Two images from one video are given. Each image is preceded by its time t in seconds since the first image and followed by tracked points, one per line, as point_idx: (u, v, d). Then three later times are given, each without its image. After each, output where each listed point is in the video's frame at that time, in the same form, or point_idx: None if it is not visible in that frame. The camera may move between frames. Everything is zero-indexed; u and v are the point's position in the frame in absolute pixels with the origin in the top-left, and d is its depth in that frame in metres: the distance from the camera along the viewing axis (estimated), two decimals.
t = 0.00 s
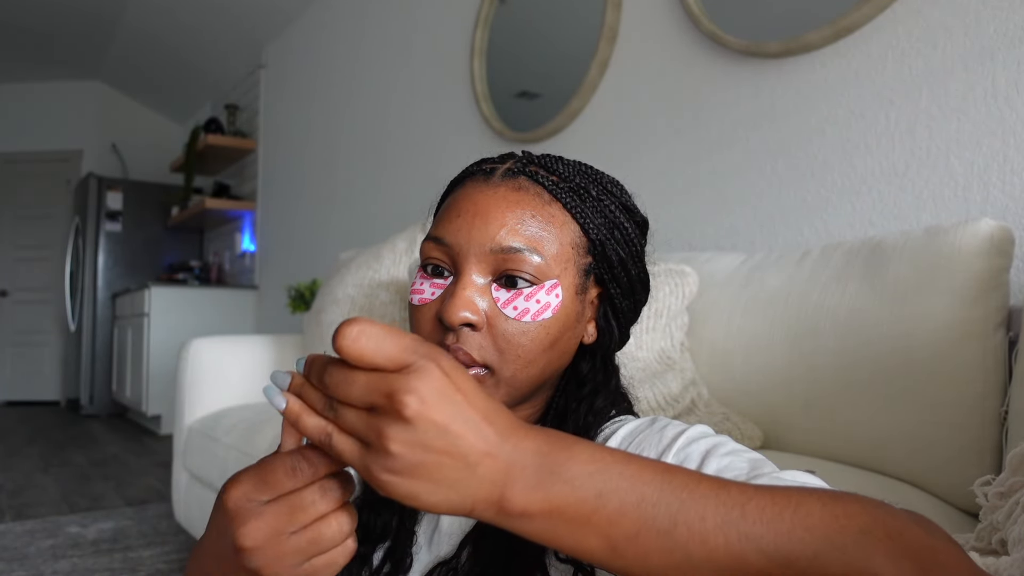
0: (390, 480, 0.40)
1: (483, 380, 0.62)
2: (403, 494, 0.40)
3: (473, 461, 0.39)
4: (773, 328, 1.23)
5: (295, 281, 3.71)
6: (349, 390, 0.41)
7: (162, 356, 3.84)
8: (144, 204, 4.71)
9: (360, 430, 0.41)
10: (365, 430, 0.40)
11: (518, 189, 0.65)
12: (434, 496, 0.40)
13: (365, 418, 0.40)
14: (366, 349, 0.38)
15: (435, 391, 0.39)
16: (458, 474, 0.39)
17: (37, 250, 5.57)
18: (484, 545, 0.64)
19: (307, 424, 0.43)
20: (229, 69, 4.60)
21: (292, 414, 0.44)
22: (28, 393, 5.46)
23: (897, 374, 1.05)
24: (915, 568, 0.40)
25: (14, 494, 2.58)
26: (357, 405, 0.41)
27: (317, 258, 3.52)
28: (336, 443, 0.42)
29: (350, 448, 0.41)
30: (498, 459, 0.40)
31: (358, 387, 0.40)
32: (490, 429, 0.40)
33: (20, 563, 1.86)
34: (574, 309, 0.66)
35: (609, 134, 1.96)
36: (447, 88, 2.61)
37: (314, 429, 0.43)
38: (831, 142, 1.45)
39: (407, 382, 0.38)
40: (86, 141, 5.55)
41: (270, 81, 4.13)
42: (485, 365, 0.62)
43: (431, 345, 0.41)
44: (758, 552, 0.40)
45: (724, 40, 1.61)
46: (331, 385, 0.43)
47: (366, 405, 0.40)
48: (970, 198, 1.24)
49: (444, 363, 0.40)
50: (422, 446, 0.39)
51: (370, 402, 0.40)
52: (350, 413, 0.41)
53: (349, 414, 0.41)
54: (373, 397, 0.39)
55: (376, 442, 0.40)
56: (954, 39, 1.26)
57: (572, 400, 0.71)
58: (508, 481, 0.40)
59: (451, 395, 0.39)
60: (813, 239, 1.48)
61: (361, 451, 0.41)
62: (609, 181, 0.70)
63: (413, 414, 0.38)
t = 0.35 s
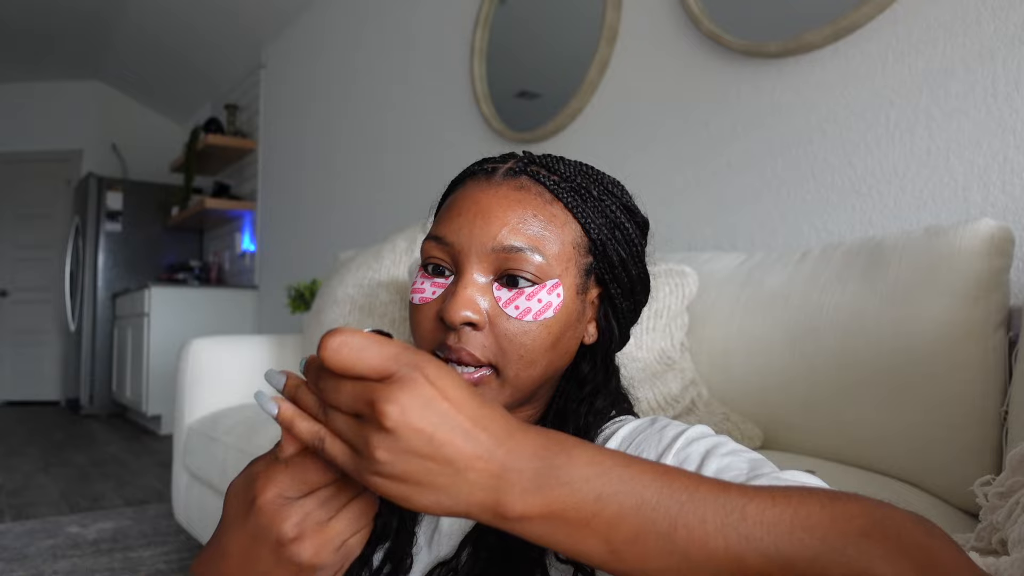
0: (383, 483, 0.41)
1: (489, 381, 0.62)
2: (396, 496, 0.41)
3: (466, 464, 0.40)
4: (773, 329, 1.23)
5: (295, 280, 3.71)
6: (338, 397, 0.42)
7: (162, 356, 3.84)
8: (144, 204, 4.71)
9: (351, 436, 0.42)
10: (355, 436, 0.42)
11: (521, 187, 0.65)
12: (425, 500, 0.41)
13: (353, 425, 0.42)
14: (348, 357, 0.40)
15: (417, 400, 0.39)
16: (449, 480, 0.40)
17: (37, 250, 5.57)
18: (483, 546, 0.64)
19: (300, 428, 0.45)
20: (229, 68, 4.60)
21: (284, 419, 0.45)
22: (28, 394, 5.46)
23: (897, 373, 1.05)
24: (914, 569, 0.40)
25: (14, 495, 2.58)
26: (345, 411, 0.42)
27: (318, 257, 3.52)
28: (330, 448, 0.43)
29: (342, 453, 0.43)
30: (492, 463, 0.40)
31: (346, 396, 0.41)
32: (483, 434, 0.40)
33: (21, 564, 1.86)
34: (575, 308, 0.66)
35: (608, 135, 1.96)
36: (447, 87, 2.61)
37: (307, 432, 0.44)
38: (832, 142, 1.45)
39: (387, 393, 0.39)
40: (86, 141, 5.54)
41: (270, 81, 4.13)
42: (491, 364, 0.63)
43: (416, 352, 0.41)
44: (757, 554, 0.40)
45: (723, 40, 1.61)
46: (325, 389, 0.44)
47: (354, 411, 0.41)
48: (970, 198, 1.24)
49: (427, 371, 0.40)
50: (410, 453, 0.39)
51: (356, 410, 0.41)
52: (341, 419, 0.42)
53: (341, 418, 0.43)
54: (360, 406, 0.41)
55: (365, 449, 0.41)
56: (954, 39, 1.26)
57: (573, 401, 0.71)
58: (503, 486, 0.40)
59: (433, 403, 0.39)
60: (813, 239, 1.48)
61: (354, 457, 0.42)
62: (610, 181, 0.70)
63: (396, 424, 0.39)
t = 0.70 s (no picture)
0: (403, 487, 0.39)
1: (486, 376, 0.62)
2: (413, 503, 0.39)
3: (483, 464, 0.39)
4: (773, 329, 1.23)
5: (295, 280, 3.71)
6: (363, 391, 0.40)
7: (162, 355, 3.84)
8: (144, 204, 4.71)
9: (371, 434, 0.39)
10: (379, 434, 0.39)
11: (523, 186, 0.65)
12: (448, 502, 0.39)
13: (379, 420, 0.39)
14: (380, 348, 0.39)
15: (455, 393, 0.39)
16: (469, 481, 0.39)
17: (37, 250, 5.57)
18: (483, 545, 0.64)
19: (303, 432, 0.41)
20: (229, 68, 4.60)
21: (286, 422, 0.41)
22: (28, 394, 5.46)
23: (897, 372, 1.05)
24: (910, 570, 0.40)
25: (14, 494, 2.59)
26: (372, 405, 0.40)
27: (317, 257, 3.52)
28: (341, 450, 0.40)
29: (357, 455, 0.40)
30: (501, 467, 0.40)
31: (373, 390, 0.40)
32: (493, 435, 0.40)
33: (21, 563, 1.86)
34: (576, 307, 0.66)
35: (608, 135, 1.96)
36: (447, 87, 2.61)
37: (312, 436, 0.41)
38: (831, 142, 1.45)
39: (425, 382, 0.39)
40: (86, 141, 5.54)
41: (270, 82, 4.14)
42: (488, 360, 0.62)
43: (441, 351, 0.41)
44: (754, 558, 0.41)
45: (724, 40, 1.61)
46: (340, 386, 0.42)
47: (381, 405, 0.40)
48: (970, 198, 1.24)
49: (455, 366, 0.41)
50: (441, 450, 0.38)
51: (387, 404, 0.39)
52: (359, 418, 0.40)
53: (359, 417, 0.40)
54: (390, 400, 0.39)
55: (392, 446, 0.38)
56: (954, 39, 1.26)
57: (573, 400, 0.70)
58: (507, 490, 0.40)
59: (465, 399, 0.39)
60: (812, 239, 1.49)
61: (373, 459, 0.39)
62: (610, 181, 0.70)
63: (432, 417, 0.38)
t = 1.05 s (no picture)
0: (390, 486, 0.40)
1: (487, 374, 0.62)
2: (401, 499, 0.41)
3: (472, 466, 0.40)
4: (772, 330, 1.23)
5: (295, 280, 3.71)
6: (349, 395, 0.41)
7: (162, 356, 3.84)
8: (144, 204, 4.71)
9: (358, 436, 0.41)
10: (363, 437, 0.41)
11: (523, 184, 0.65)
12: (433, 503, 0.40)
13: (363, 423, 0.41)
14: (360, 355, 0.40)
15: (432, 401, 0.39)
16: (455, 482, 0.40)
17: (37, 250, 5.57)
18: (484, 544, 0.64)
19: (300, 427, 0.43)
20: (229, 68, 4.60)
21: (284, 417, 0.44)
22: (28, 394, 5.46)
23: (897, 371, 1.05)
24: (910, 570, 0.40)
25: (14, 495, 2.58)
26: (356, 408, 0.41)
27: (317, 257, 3.52)
28: (332, 448, 0.42)
29: (348, 454, 0.42)
30: (495, 466, 0.40)
31: (357, 395, 0.41)
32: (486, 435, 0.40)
33: (20, 564, 1.86)
34: (576, 305, 0.66)
35: (608, 135, 1.96)
36: (447, 87, 2.61)
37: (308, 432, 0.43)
38: (831, 142, 1.45)
39: (404, 390, 0.39)
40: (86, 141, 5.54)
41: (271, 82, 4.13)
42: (489, 358, 0.62)
43: (427, 352, 0.41)
44: (752, 557, 0.40)
45: (724, 40, 1.61)
46: (333, 385, 0.43)
47: (365, 409, 0.41)
48: (970, 198, 1.24)
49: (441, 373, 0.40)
50: (422, 455, 0.39)
51: (369, 410, 0.41)
52: (347, 417, 0.42)
53: (347, 418, 0.42)
54: (372, 405, 0.40)
55: (375, 449, 0.40)
56: (954, 39, 1.26)
57: (573, 398, 0.70)
58: (503, 489, 0.40)
59: (447, 404, 0.39)
60: (812, 238, 1.48)
61: (358, 457, 0.41)
62: (609, 181, 0.70)
63: (410, 424, 0.39)
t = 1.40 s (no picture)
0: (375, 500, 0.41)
1: (491, 370, 0.61)
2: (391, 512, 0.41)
3: (460, 477, 0.40)
4: (773, 330, 1.23)
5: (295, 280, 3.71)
6: (326, 411, 0.42)
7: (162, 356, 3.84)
8: (144, 204, 4.71)
9: (338, 454, 0.41)
10: (343, 454, 0.41)
11: (524, 182, 0.65)
12: (422, 515, 0.41)
13: (342, 440, 0.41)
14: (332, 375, 0.39)
15: (408, 418, 0.39)
16: (444, 495, 0.40)
17: (37, 250, 5.57)
18: (484, 545, 0.64)
19: (279, 448, 0.42)
20: (229, 68, 4.60)
21: (262, 438, 0.42)
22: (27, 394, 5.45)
23: (898, 371, 1.05)
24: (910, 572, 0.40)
25: (14, 494, 2.59)
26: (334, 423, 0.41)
27: (317, 257, 3.52)
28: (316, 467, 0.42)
29: (330, 471, 0.42)
30: (487, 478, 0.40)
31: (336, 411, 0.41)
32: (475, 447, 0.40)
33: (20, 564, 1.86)
34: (578, 302, 0.66)
35: (608, 135, 1.96)
36: (447, 87, 2.61)
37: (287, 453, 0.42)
38: (831, 142, 1.45)
39: (378, 411, 0.39)
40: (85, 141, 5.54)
41: (270, 82, 4.14)
42: (493, 354, 0.62)
43: (405, 366, 0.41)
44: (753, 561, 0.41)
45: (724, 40, 1.61)
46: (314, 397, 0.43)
47: (343, 425, 0.41)
48: (970, 198, 1.24)
49: (418, 394, 0.40)
50: (402, 472, 0.40)
51: (345, 425, 0.41)
52: (323, 432, 0.42)
53: (327, 435, 0.42)
54: (349, 422, 0.41)
55: (356, 467, 0.40)
56: (954, 39, 1.26)
57: (574, 397, 0.70)
58: (499, 499, 0.40)
59: (424, 421, 0.39)
60: (813, 238, 1.49)
61: (342, 474, 0.42)
62: (607, 181, 0.70)
63: (383, 443, 0.39)
